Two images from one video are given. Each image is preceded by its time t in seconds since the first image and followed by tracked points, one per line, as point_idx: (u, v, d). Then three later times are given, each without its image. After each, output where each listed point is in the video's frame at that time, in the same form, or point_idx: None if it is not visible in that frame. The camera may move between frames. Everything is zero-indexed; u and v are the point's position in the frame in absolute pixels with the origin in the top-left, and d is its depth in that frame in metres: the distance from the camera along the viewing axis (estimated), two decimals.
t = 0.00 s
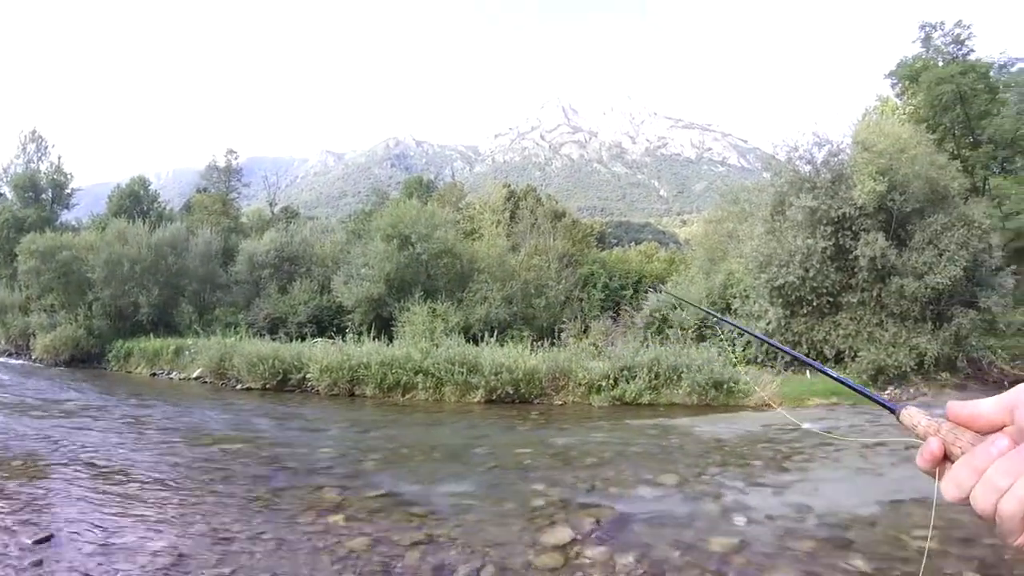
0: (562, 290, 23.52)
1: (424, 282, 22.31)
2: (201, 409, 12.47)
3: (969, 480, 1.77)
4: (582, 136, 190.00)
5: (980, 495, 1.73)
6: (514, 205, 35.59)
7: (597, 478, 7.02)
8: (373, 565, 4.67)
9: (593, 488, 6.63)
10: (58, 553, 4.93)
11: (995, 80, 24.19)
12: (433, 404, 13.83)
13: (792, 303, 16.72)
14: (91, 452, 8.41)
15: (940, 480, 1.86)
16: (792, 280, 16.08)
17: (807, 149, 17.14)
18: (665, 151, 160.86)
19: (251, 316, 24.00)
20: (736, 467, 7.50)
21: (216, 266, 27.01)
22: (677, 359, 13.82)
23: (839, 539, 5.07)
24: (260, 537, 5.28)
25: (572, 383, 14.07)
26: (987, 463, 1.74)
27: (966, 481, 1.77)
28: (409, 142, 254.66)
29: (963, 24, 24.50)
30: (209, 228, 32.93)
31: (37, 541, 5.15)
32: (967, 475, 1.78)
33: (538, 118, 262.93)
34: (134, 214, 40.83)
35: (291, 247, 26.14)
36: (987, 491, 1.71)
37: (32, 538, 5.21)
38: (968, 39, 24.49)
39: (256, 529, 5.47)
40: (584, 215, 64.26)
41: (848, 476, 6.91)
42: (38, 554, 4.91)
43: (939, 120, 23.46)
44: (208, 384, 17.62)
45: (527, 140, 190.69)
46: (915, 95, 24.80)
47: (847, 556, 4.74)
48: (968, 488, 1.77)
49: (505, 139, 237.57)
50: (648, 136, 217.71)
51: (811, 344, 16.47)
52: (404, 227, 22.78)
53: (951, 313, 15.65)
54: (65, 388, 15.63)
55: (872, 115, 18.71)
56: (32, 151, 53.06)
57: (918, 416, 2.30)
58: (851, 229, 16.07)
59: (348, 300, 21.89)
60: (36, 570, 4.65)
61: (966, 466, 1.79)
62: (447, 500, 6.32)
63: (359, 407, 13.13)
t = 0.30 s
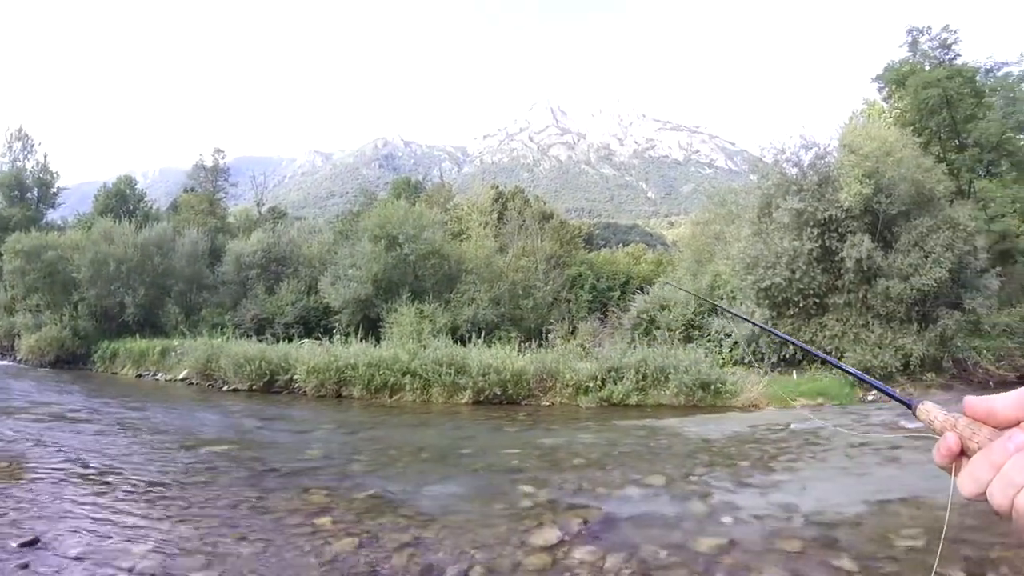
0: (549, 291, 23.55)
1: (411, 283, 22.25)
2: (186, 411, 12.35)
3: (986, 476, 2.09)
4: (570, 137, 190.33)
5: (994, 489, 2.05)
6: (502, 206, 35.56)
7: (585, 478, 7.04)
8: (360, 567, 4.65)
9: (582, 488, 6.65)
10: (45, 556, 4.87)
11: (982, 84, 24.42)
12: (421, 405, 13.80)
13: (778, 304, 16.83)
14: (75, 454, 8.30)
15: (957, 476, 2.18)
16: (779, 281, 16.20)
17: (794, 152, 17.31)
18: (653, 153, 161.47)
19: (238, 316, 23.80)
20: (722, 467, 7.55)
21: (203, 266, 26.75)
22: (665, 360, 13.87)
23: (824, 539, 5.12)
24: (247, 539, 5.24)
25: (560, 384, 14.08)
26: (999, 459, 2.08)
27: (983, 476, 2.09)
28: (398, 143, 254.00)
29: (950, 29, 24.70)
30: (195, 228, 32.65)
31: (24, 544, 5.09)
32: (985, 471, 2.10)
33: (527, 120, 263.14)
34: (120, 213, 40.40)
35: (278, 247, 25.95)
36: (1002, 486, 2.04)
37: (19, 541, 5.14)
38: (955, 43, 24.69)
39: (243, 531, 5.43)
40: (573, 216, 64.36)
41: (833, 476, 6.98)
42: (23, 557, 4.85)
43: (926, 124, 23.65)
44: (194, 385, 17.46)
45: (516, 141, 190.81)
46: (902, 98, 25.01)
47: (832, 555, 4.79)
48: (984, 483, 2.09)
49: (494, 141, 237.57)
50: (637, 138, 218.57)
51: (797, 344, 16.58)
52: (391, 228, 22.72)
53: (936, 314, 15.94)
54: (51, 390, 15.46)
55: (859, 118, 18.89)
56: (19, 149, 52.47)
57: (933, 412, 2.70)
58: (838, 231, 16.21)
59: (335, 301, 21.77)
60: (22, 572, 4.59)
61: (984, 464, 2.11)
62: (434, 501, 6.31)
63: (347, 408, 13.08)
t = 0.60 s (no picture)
0: (538, 292, 23.63)
1: (400, 284, 22.18)
2: (173, 412, 12.24)
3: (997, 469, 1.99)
4: (559, 139, 190.68)
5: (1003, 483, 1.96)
6: (491, 207, 35.55)
7: (573, 479, 7.05)
8: (348, 569, 4.63)
9: (571, 489, 6.66)
10: (31, 559, 4.80)
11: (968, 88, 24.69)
12: (409, 406, 13.78)
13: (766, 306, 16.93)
14: (61, 456, 8.20)
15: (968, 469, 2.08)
16: (767, 282, 16.32)
17: (782, 155, 17.45)
18: (641, 155, 162.12)
19: (226, 317, 23.62)
20: (710, 467, 7.59)
21: (191, 266, 26.54)
22: (653, 361, 13.92)
23: (811, 538, 5.16)
24: (236, 541, 5.20)
25: (548, 385, 14.10)
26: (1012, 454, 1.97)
27: (995, 470, 2.00)
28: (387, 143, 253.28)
29: (938, 33, 24.90)
30: (183, 227, 32.42)
31: (8, 547, 5.01)
32: (996, 464, 2.00)
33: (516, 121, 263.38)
34: (107, 212, 39.99)
35: (266, 248, 25.79)
36: (1014, 481, 1.92)
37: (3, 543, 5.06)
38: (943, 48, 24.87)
39: (231, 532, 5.39)
40: (562, 218, 64.47)
41: (820, 476, 7.03)
42: (8, 560, 4.78)
43: (913, 127, 23.89)
44: (182, 387, 17.31)
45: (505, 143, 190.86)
46: (889, 102, 25.24)
47: (820, 555, 4.82)
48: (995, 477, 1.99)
49: (483, 142, 237.65)
50: (625, 140, 219.36)
51: (785, 345, 16.67)
52: (381, 229, 22.66)
53: (923, 315, 15.97)
54: (36, 391, 15.26)
55: (846, 121, 19.07)
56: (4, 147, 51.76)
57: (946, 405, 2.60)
58: (825, 233, 16.37)
59: (324, 302, 21.66)
60: None
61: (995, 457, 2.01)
62: (424, 502, 6.30)
63: (336, 409, 13.03)
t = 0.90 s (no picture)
0: (524, 292, 23.81)
1: (386, 284, 22.10)
2: (157, 412, 12.10)
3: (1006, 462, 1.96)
4: (545, 139, 191.05)
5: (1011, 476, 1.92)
6: (478, 207, 35.53)
7: (560, 480, 7.06)
8: (335, 570, 4.60)
9: (557, 489, 6.67)
10: (12, 562, 4.72)
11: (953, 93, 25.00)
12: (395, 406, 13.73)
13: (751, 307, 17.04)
14: (43, 458, 8.08)
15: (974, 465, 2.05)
16: (753, 283, 16.44)
17: (768, 157, 17.62)
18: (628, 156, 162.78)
19: (210, 317, 23.38)
20: (696, 467, 7.64)
21: (177, 265, 26.26)
22: (639, 361, 13.98)
23: (797, 538, 5.20)
24: (221, 542, 5.15)
25: (535, 385, 14.12)
26: None
27: (1001, 464, 1.97)
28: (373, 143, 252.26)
29: (924, 38, 25.13)
30: (167, 226, 32.08)
31: None
32: (1004, 459, 1.97)
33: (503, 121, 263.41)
34: (92, 210, 39.43)
35: (253, 247, 25.57)
36: (1020, 475, 1.88)
37: None
38: (929, 52, 25.11)
39: (216, 534, 5.34)
40: (550, 219, 64.61)
41: (804, 475, 7.09)
42: None
43: (899, 131, 24.28)
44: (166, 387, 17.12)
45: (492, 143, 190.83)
46: (875, 105, 25.54)
47: (805, 554, 4.86)
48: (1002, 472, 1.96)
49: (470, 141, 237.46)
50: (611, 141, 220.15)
51: (770, 346, 16.77)
52: (368, 228, 22.59)
53: (907, 316, 16.14)
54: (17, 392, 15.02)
55: (832, 124, 19.29)
56: None
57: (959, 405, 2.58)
58: (811, 235, 16.54)
59: (309, 302, 21.48)
60: None
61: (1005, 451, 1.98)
62: (410, 503, 6.28)
63: (322, 410, 12.95)
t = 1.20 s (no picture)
0: (507, 292, 24.09)
1: (369, 283, 21.97)
2: (137, 412, 11.93)
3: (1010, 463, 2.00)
4: (529, 140, 191.23)
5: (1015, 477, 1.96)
6: (462, 207, 35.46)
7: (542, 480, 7.06)
8: (316, 571, 4.56)
9: (540, 489, 6.67)
10: None
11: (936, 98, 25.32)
12: (377, 406, 13.67)
13: (733, 308, 17.19)
14: (20, 458, 7.92)
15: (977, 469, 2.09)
16: (734, 285, 16.60)
17: (751, 160, 17.86)
18: (611, 158, 163.47)
19: (191, 316, 23.07)
20: (678, 467, 7.69)
21: (158, 263, 25.91)
22: (621, 362, 14.04)
23: (777, 537, 5.26)
24: (201, 544, 5.08)
25: (517, 386, 14.15)
26: None
27: (1006, 465, 2.01)
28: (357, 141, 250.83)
29: (906, 44, 25.42)
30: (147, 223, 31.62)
31: None
32: (1008, 459, 2.02)
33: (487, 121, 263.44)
34: (71, 206, 38.71)
35: (235, 245, 25.28)
36: (1022, 475, 1.93)
37: None
38: (912, 58, 25.42)
39: (196, 535, 5.27)
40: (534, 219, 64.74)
41: (783, 475, 7.18)
42: None
43: (881, 135, 24.60)
44: (146, 387, 16.88)
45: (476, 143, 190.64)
46: (857, 110, 25.85)
47: (786, 553, 4.92)
48: (1006, 474, 2.00)
49: (454, 141, 237.11)
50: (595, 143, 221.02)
51: (751, 346, 16.90)
52: (351, 227, 22.48)
53: (887, 318, 16.36)
54: None
55: (814, 128, 19.51)
56: None
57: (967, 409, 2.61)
58: (793, 237, 16.75)
59: (291, 301, 21.28)
60: None
61: (1008, 450, 2.02)
62: (392, 503, 6.25)
63: (304, 409, 12.86)
